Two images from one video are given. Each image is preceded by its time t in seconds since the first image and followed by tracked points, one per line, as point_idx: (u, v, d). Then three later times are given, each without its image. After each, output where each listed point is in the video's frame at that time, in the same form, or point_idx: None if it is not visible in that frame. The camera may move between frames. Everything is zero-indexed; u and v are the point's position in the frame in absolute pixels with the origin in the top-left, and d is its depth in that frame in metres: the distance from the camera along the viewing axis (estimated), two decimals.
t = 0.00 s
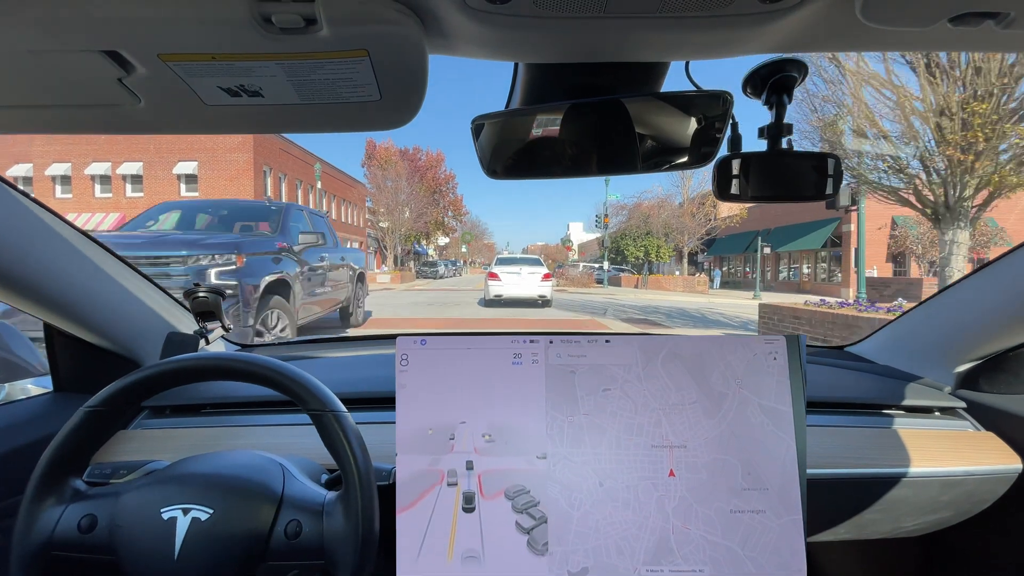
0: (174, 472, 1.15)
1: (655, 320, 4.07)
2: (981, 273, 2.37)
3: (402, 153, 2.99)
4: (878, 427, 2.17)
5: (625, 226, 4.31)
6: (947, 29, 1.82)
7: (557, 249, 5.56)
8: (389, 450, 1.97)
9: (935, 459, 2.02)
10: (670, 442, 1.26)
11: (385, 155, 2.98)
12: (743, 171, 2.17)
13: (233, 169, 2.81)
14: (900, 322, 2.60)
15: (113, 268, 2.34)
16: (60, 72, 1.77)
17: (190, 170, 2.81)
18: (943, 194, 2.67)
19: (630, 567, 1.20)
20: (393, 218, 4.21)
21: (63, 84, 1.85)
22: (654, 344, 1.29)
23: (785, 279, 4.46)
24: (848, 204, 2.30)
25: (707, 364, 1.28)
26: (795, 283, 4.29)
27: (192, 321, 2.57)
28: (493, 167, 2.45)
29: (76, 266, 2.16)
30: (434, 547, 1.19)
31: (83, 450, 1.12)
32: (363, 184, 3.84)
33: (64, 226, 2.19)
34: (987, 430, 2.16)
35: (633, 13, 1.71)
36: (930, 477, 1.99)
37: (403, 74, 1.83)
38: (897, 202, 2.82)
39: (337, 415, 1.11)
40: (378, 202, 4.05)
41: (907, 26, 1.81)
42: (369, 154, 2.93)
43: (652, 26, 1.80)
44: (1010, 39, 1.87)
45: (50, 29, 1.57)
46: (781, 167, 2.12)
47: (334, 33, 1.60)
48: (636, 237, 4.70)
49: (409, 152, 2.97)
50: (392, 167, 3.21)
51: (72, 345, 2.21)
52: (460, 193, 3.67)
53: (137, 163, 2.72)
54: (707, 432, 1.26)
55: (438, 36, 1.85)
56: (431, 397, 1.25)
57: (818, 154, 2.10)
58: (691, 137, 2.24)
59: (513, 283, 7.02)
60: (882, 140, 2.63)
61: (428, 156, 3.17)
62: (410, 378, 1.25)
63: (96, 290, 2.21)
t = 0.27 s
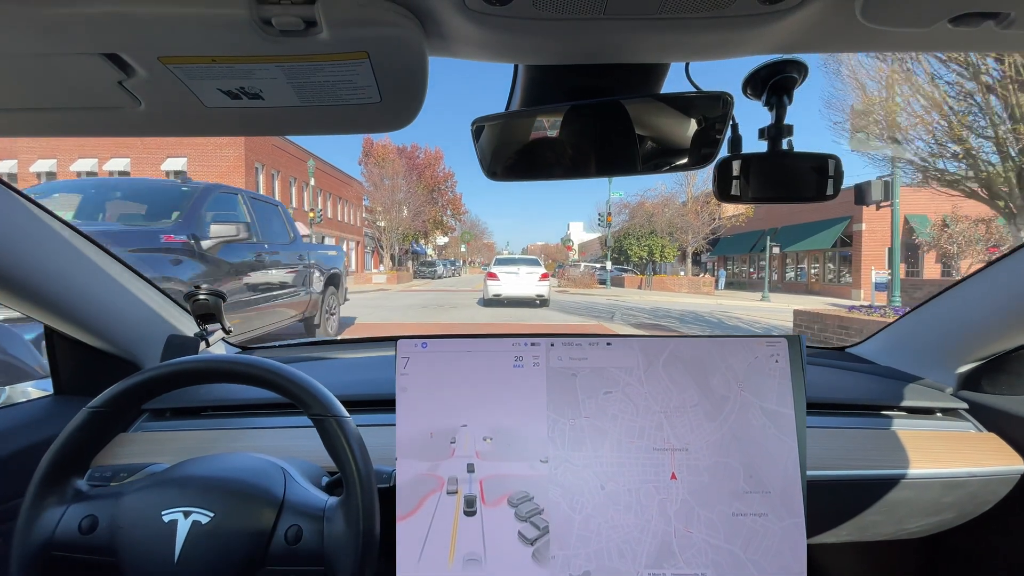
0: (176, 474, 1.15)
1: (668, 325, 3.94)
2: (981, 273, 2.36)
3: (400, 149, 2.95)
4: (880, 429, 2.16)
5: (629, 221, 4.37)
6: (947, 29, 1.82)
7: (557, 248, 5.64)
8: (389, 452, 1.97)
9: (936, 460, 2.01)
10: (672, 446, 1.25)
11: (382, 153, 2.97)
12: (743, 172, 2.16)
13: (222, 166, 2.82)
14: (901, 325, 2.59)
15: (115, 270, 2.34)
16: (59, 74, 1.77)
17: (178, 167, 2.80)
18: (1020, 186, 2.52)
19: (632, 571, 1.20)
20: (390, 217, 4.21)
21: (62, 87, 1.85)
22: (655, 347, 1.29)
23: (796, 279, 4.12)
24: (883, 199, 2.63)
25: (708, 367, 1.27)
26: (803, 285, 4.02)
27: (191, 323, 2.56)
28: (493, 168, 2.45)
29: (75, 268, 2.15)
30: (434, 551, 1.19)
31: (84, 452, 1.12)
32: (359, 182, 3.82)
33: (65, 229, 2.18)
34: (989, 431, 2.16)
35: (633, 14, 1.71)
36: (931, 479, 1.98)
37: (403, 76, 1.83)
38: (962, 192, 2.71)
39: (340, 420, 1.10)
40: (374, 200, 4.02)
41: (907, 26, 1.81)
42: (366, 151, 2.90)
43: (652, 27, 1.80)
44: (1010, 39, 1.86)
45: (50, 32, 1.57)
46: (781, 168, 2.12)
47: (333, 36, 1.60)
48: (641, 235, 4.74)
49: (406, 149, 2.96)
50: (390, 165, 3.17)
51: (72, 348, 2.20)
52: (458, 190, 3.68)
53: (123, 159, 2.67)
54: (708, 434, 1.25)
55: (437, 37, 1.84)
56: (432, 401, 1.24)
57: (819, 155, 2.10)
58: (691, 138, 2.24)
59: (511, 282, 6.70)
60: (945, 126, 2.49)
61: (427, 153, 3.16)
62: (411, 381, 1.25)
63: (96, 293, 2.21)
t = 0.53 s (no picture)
0: (175, 475, 1.14)
1: (667, 326, 3.95)
2: (981, 274, 2.36)
3: (398, 147, 2.93)
4: (880, 430, 2.16)
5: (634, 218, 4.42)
6: (947, 30, 1.81)
7: (557, 248, 5.73)
8: (389, 453, 1.97)
9: (937, 462, 2.01)
10: (672, 447, 1.25)
11: (379, 151, 2.94)
12: (744, 173, 2.16)
13: (215, 161, 2.88)
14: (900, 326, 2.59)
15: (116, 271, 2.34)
16: (60, 75, 1.78)
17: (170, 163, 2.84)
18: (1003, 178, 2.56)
19: (632, 573, 1.20)
20: (388, 214, 4.25)
21: (62, 88, 1.85)
22: (656, 348, 1.29)
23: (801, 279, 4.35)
24: (914, 193, 2.57)
25: (708, 368, 1.27)
26: (809, 285, 4.29)
27: (191, 323, 2.56)
28: (493, 169, 2.45)
29: (76, 269, 2.15)
30: (434, 553, 1.19)
31: (84, 451, 1.12)
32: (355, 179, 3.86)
33: (68, 231, 2.19)
34: (989, 432, 2.16)
35: (633, 15, 1.71)
36: (931, 480, 1.98)
37: (403, 77, 1.83)
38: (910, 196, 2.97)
39: (340, 422, 1.10)
40: (372, 195, 4.01)
41: (906, 28, 1.81)
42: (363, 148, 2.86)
43: (652, 28, 1.80)
44: (1010, 40, 1.86)
45: (50, 32, 1.57)
46: (781, 169, 2.12)
47: (333, 36, 1.60)
48: (644, 236, 4.86)
49: (404, 147, 2.93)
50: (387, 163, 3.15)
51: (73, 348, 2.21)
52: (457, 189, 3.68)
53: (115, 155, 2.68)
54: (708, 436, 1.25)
55: (437, 38, 1.84)
56: (432, 402, 1.24)
57: (819, 156, 2.10)
58: (691, 138, 2.23)
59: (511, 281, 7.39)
60: (1012, 107, 2.34)
61: (426, 151, 3.15)
62: (411, 382, 1.25)
63: (97, 293, 2.21)
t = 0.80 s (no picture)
0: (176, 473, 1.15)
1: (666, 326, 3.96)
2: (980, 274, 2.36)
3: (396, 146, 2.90)
4: (880, 430, 2.16)
5: (635, 218, 4.45)
6: (947, 31, 1.82)
7: (557, 248, 5.82)
8: (389, 452, 1.97)
9: (936, 462, 2.01)
10: (671, 447, 1.25)
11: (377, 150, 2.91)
12: (744, 173, 2.16)
13: (210, 159, 2.73)
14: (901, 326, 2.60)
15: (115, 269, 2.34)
16: (60, 74, 1.78)
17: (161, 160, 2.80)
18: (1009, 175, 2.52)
19: (632, 572, 1.20)
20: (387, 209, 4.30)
21: (63, 87, 1.85)
22: (655, 348, 1.29)
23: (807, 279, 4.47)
24: (941, 186, 2.51)
25: (708, 368, 1.27)
26: (813, 285, 4.43)
27: (191, 321, 2.57)
28: (494, 168, 2.45)
29: (75, 267, 2.15)
30: (434, 552, 1.19)
31: (85, 450, 1.12)
32: (351, 175, 3.92)
33: (69, 232, 2.21)
34: (989, 432, 2.16)
35: (633, 15, 1.71)
36: (930, 480, 1.98)
37: (403, 76, 1.83)
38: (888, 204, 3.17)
39: (340, 421, 1.11)
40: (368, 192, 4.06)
41: (906, 27, 1.81)
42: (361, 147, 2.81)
43: (653, 28, 1.80)
44: (1010, 40, 1.86)
45: (51, 31, 1.57)
46: (781, 170, 2.12)
47: (334, 35, 1.60)
48: (647, 235, 4.95)
49: (403, 145, 2.89)
50: (384, 161, 3.13)
51: (73, 347, 2.21)
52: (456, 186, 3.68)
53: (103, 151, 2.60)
54: (708, 436, 1.25)
55: (438, 37, 1.85)
56: (432, 401, 1.24)
57: (819, 156, 2.10)
58: (691, 138, 2.23)
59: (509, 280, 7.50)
60: None
61: (424, 149, 3.14)
62: (411, 381, 1.25)
63: (96, 292, 2.21)
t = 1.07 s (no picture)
0: (176, 473, 1.15)
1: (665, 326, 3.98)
2: (980, 274, 2.37)
3: (395, 144, 2.88)
4: (879, 429, 2.16)
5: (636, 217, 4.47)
6: (947, 30, 1.82)
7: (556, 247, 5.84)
8: (389, 451, 1.98)
9: (936, 461, 2.01)
10: (671, 446, 1.25)
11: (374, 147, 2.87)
12: (744, 173, 2.17)
13: (203, 157, 2.72)
14: (902, 327, 2.61)
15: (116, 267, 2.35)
16: (61, 74, 1.78)
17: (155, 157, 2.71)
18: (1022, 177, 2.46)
19: (632, 571, 1.20)
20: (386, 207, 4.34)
21: (64, 86, 1.86)
22: (655, 347, 1.29)
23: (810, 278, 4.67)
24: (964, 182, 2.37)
25: (708, 367, 1.28)
26: (817, 285, 4.60)
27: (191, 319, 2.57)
28: (494, 168, 2.45)
29: (76, 265, 2.15)
30: (435, 551, 1.19)
31: (85, 449, 1.12)
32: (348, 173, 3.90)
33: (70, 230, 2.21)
34: (988, 432, 2.16)
35: (634, 15, 1.71)
36: (930, 480, 1.99)
37: (403, 76, 1.83)
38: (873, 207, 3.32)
39: (340, 421, 1.11)
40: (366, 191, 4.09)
41: (906, 28, 1.81)
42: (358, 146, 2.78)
43: (653, 28, 1.80)
44: (1010, 40, 1.86)
45: (51, 31, 1.58)
46: (781, 169, 2.13)
47: (334, 35, 1.60)
48: (651, 232, 5.05)
49: (401, 143, 2.88)
50: (383, 159, 3.13)
51: (74, 346, 2.21)
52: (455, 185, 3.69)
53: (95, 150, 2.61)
54: (708, 435, 1.25)
55: (438, 37, 1.85)
56: (432, 400, 1.25)
57: (819, 156, 2.10)
58: (691, 138, 2.23)
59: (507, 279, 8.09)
60: None
61: (422, 147, 3.12)
62: (411, 380, 1.25)
63: (97, 290, 2.21)
